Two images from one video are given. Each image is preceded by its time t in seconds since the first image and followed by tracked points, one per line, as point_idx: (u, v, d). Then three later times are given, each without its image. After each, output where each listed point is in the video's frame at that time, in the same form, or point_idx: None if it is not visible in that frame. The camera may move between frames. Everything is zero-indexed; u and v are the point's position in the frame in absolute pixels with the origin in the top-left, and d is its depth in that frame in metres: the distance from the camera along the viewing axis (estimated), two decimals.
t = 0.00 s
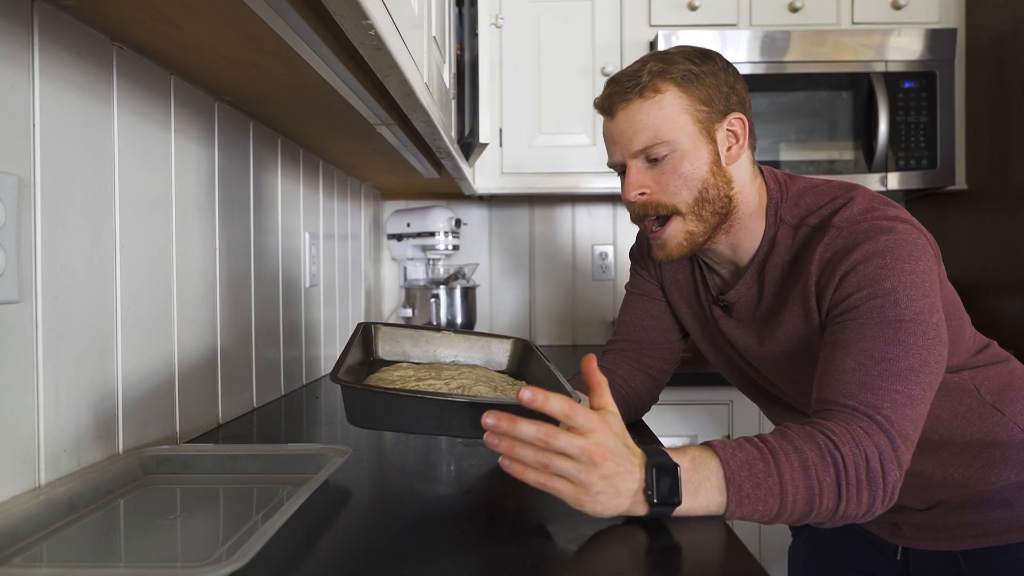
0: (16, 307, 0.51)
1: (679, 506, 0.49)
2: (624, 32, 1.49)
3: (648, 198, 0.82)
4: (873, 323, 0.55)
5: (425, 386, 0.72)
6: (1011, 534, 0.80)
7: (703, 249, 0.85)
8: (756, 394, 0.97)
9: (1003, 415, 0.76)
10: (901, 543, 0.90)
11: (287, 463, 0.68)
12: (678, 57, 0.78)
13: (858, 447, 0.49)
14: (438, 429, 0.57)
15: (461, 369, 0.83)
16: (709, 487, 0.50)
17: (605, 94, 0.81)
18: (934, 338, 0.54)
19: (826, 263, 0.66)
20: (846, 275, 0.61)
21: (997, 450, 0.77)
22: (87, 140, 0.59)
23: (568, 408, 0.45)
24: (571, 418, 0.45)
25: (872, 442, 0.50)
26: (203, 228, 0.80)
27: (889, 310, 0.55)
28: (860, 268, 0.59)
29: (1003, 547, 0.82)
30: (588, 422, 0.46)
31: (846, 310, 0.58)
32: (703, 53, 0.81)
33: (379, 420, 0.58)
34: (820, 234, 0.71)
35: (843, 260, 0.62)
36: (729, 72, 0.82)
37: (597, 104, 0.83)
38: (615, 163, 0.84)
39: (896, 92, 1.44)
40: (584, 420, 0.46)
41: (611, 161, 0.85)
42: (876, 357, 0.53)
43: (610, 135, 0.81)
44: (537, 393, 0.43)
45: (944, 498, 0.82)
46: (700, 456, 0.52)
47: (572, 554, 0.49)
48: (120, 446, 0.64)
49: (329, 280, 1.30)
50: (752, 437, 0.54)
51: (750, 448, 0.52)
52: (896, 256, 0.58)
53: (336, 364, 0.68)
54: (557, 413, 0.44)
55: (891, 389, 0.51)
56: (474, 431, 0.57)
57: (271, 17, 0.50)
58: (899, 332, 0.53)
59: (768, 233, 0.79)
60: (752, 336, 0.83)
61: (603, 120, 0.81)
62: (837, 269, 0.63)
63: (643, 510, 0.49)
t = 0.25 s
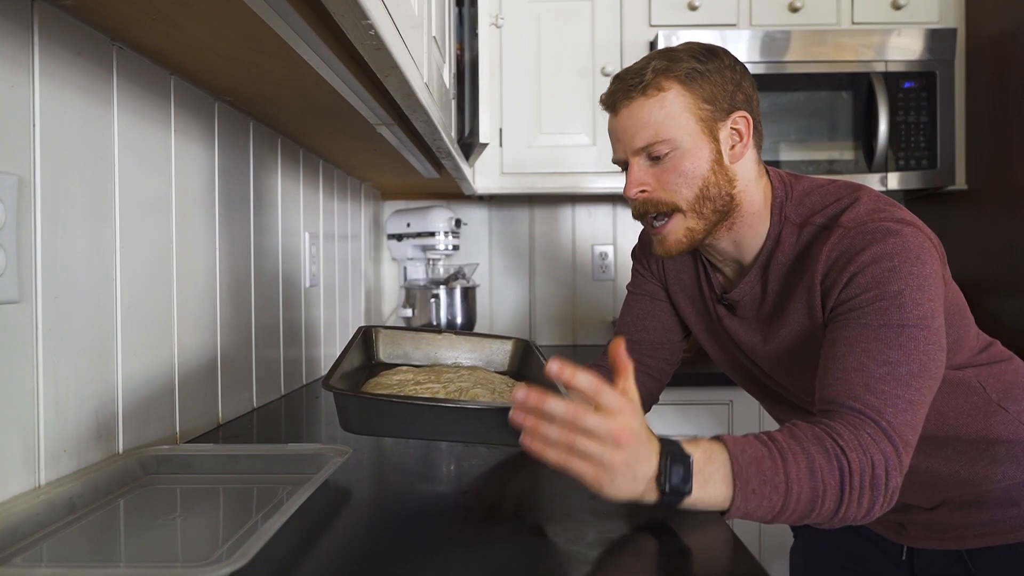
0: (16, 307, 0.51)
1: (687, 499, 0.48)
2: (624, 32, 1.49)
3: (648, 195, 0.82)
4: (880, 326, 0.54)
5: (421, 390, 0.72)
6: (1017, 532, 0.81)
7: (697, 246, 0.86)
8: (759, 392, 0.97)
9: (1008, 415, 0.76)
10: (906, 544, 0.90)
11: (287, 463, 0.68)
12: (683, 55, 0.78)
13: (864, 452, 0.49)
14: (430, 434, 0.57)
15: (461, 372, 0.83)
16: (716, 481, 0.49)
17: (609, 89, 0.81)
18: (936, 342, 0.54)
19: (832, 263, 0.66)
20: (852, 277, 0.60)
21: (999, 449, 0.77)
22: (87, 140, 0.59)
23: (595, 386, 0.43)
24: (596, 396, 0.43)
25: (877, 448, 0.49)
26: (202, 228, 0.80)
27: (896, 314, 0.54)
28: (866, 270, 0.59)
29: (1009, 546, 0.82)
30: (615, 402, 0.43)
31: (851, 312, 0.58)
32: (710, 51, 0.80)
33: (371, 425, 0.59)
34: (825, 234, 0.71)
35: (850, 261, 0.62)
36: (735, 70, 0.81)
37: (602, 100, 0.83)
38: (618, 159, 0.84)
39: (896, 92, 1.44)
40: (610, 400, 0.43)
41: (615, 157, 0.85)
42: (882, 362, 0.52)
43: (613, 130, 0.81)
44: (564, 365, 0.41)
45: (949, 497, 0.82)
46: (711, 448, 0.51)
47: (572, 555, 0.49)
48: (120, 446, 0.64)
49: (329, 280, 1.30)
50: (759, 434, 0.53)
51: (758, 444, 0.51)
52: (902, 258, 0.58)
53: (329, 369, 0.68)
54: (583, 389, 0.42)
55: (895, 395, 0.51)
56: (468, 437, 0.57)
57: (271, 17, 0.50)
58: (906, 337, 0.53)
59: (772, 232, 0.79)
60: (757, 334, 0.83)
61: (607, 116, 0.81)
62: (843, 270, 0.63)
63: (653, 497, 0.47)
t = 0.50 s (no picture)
0: (16, 307, 0.50)
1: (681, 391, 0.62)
2: (624, 32, 1.49)
3: (648, 199, 0.83)
4: (886, 340, 0.58)
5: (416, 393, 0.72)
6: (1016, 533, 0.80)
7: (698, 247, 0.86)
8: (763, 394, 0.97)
9: (1009, 415, 0.76)
10: (907, 544, 0.90)
11: (287, 463, 0.68)
12: (683, 58, 0.79)
13: (849, 447, 0.56)
14: (426, 434, 0.57)
15: (462, 373, 0.83)
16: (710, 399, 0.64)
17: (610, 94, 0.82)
18: (938, 358, 0.58)
19: (839, 275, 0.66)
20: (858, 291, 0.62)
21: (999, 449, 0.77)
22: (87, 140, 0.59)
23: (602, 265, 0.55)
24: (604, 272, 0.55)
25: (866, 448, 0.56)
26: (202, 228, 0.80)
27: (901, 330, 0.58)
28: (873, 285, 0.61)
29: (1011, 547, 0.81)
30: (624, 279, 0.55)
31: (858, 327, 0.61)
32: (711, 55, 0.80)
33: (366, 425, 0.58)
34: (830, 242, 0.70)
35: (856, 275, 0.63)
36: (737, 72, 0.82)
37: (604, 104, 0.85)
38: (621, 162, 0.85)
39: (896, 92, 1.44)
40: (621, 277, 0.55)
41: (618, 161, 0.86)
42: (883, 373, 0.57)
43: (615, 135, 0.82)
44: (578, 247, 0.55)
45: (950, 498, 0.82)
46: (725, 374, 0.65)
47: (572, 554, 0.49)
48: (120, 446, 0.64)
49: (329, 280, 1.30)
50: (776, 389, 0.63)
51: (766, 397, 0.62)
52: (908, 273, 0.59)
53: (324, 372, 0.67)
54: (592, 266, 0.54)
55: (891, 404, 0.56)
56: (464, 436, 0.57)
57: (271, 17, 0.50)
58: (910, 353, 0.57)
59: (775, 236, 0.79)
60: (760, 337, 0.83)
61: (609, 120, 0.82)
62: (850, 283, 0.63)
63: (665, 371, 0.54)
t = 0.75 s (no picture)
0: (16, 308, 0.50)
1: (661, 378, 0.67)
2: (624, 32, 1.49)
3: (649, 203, 0.82)
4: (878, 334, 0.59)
5: (415, 394, 0.72)
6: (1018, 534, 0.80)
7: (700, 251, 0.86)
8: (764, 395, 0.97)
9: (1011, 415, 0.76)
10: (908, 544, 0.90)
11: (287, 463, 0.68)
12: (683, 61, 0.78)
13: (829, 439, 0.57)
14: (425, 437, 0.57)
15: (462, 373, 0.83)
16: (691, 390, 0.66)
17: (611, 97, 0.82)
18: (932, 354, 0.57)
19: (837, 271, 0.66)
20: (853, 285, 0.62)
21: (999, 449, 0.77)
22: (87, 140, 0.59)
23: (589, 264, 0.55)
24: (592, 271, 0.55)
25: (846, 440, 0.57)
26: (202, 228, 0.80)
27: (893, 324, 0.58)
28: (869, 279, 0.61)
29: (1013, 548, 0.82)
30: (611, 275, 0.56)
31: (852, 319, 0.62)
32: (711, 57, 0.80)
33: (365, 427, 0.58)
34: (829, 240, 0.71)
35: (853, 271, 0.63)
36: (736, 73, 0.81)
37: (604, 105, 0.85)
38: (621, 165, 0.85)
39: (896, 92, 1.44)
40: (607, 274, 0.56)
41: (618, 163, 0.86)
42: (871, 367, 0.58)
43: (615, 138, 0.82)
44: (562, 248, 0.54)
45: (953, 499, 0.82)
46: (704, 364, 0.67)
47: (571, 554, 0.49)
48: (120, 447, 0.64)
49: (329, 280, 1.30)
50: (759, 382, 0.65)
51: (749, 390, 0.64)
52: (904, 268, 0.60)
53: (328, 369, 0.67)
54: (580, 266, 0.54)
55: (877, 399, 0.57)
56: (464, 437, 0.57)
57: (271, 17, 0.50)
58: (901, 348, 0.57)
59: (776, 236, 0.79)
60: (760, 337, 0.83)
61: (609, 123, 0.82)
62: (846, 278, 0.64)
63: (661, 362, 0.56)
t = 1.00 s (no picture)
0: (16, 307, 0.50)
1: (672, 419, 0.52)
2: (624, 31, 1.48)
3: (653, 190, 0.82)
4: (887, 329, 0.55)
5: (413, 395, 0.72)
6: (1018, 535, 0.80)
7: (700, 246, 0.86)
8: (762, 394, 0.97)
9: (1010, 415, 0.76)
10: (908, 544, 0.90)
11: (287, 462, 0.68)
12: (688, 52, 0.79)
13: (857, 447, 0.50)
14: (426, 437, 0.57)
15: (462, 374, 0.83)
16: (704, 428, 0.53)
17: (617, 86, 0.82)
18: (940, 351, 0.55)
19: (840, 265, 0.65)
20: (857, 280, 0.61)
21: (1000, 449, 0.77)
22: (87, 140, 0.59)
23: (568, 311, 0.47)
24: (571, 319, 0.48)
25: (872, 446, 0.51)
26: (203, 228, 0.80)
27: (902, 319, 0.55)
28: (873, 274, 0.60)
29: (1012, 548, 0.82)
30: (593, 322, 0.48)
31: (855, 314, 0.60)
32: (716, 49, 0.81)
33: (365, 426, 0.58)
34: (831, 235, 0.70)
35: (856, 265, 0.63)
36: (739, 69, 0.82)
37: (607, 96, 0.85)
38: (623, 154, 0.85)
39: (896, 92, 1.44)
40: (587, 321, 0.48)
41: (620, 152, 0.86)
42: (885, 364, 0.53)
43: (618, 125, 0.81)
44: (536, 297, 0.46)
45: (952, 499, 0.82)
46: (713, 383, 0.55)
47: (571, 554, 0.49)
48: (120, 447, 0.64)
49: (329, 280, 1.30)
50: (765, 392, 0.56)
51: (761, 402, 0.54)
52: (910, 263, 0.59)
53: (325, 371, 0.67)
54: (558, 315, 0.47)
55: (895, 398, 0.52)
56: (466, 436, 0.57)
57: (271, 16, 0.50)
58: (911, 343, 0.54)
59: (777, 230, 0.79)
60: (760, 333, 0.84)
61: (612, 112, 0.82)
62: (850, 272, 0.63)
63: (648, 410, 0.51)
